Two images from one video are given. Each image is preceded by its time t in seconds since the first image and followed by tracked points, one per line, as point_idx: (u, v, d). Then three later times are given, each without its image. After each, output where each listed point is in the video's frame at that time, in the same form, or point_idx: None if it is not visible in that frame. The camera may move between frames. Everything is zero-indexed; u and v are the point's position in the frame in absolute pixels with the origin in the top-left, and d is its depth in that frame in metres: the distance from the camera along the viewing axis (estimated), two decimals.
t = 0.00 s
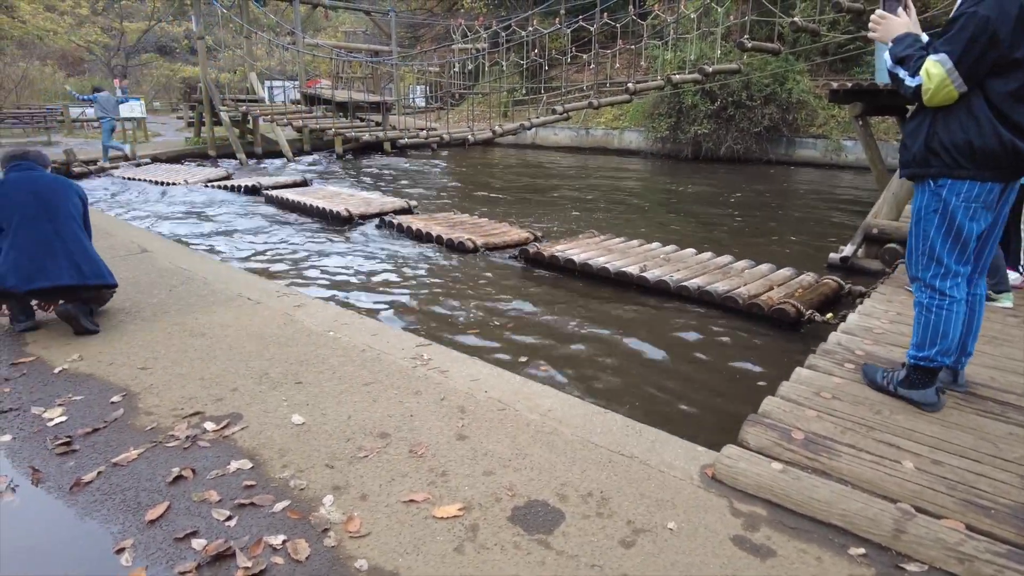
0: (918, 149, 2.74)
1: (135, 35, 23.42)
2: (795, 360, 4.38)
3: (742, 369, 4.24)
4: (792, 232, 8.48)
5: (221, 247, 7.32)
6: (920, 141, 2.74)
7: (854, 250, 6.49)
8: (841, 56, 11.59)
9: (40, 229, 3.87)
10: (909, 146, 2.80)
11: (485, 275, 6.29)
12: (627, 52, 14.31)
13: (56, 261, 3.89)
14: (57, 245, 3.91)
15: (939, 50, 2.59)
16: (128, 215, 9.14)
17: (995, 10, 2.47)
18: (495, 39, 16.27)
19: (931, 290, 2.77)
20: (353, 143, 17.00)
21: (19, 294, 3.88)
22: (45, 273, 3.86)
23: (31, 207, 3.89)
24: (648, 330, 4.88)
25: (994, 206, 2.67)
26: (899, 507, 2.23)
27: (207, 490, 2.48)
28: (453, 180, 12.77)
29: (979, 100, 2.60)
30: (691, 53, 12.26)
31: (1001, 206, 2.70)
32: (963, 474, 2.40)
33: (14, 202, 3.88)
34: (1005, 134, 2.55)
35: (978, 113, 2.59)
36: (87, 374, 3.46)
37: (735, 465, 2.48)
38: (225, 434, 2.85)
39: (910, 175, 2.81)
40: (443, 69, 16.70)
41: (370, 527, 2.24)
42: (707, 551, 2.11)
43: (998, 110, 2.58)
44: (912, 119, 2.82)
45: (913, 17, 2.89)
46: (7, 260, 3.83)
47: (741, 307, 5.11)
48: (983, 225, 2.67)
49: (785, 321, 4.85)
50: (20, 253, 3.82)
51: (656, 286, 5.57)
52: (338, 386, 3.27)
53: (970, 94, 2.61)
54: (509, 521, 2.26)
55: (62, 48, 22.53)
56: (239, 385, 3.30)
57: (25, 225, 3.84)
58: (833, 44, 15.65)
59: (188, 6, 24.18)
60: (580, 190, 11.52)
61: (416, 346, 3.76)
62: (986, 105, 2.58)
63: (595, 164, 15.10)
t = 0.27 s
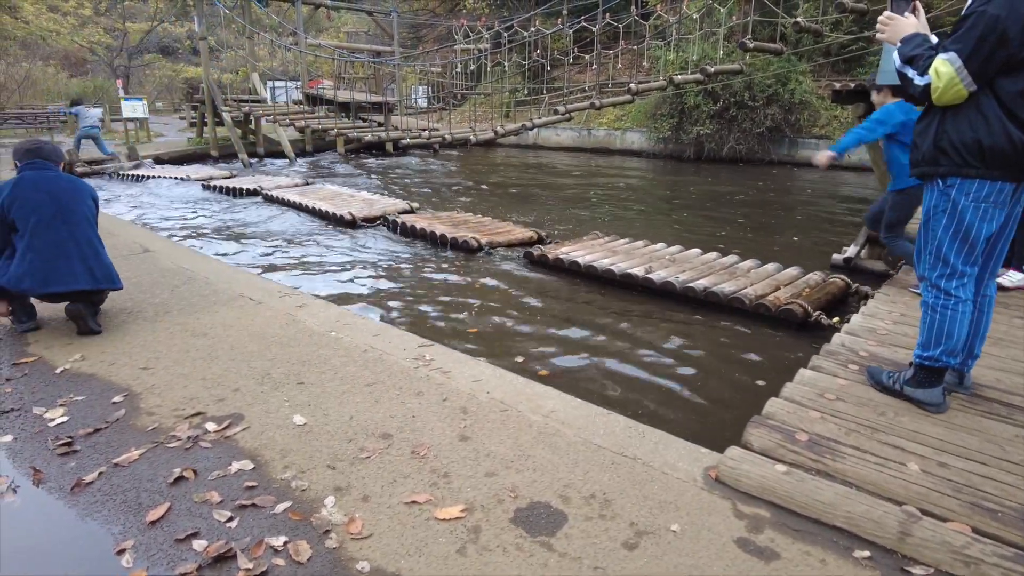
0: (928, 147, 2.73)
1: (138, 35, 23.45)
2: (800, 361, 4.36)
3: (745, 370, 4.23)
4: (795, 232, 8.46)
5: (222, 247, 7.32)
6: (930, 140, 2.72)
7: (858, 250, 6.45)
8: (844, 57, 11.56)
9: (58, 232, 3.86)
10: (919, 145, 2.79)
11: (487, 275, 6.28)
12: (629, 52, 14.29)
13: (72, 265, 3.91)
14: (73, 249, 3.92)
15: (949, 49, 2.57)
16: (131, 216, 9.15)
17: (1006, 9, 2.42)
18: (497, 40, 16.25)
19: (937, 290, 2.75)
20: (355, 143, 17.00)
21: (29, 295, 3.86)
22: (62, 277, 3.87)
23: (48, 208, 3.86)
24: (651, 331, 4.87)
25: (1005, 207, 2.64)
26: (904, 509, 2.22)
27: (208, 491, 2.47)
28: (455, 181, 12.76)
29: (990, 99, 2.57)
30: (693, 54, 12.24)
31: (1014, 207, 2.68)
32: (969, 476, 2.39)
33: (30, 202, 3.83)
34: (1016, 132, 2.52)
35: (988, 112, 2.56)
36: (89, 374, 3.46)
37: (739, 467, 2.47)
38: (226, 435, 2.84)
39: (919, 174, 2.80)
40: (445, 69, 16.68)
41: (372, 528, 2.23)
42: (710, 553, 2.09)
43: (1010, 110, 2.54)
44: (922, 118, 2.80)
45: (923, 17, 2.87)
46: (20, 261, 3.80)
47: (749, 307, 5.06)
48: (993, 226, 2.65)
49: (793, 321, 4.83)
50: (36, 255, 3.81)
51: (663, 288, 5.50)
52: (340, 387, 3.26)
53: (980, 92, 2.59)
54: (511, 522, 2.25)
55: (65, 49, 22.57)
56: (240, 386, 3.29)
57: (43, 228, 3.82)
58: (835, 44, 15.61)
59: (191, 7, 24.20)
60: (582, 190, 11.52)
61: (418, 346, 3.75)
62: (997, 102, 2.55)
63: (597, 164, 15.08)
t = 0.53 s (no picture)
0: (927, 146, 2.72)
1: (141, 35, 23.50)
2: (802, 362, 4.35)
3: (747, 370, 4.23)
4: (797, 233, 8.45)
5: (225, 246, 7.33)
6: (929, 139, 2.72)
7: (859, 251, 6.46)
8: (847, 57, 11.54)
9: (66, 232, 3.87)
10: (919, 144, 2.79)
11: (489, 274, 6.28)
12: (632, 52, 14.29)
13: (81, 264, 3.92)
14: (82, 248, 3.93)
15: (948, 49, 2.57)
16: (134, 214, 9.17)
17: (1005, 9, 2.43)
18: (500, 39, 16.25)
19: (939, 291, 2.74)
20: (357, 142, 17.00)
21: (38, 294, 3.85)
22: (71, 276, 3.88)
23: (56, 208, 3.87)
24: (652, 331, 4.87)
25: (1003, 207, 2.64)
26: (906, 510, 2.22)
27: (210, 490, 2.47)
28: (457, 180, 12.76)
29: (988, 99, 2.57)
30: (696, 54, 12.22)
31: (1011, 206, 2.68)
32: (970, 477, 2.39)
33: (38, 202, 3.84)
34: (1014, 133, 2.52)
35: (986, 112, 2.56)
36: (92, 372, 3.47)
37: (740, 467, 2.47)
38: (228, 434, 2.85)
39: (919, 173, 2.79)
40: (448, 69, 16.67)
41: (374, 527, 2.24)
42: (712, 553, 2.10)
43: (1009, 111, 2.54)
44: (923, 117, 2.80)
45: (929, 18, 2.87)
46: (29, 260, 3.80)
47: (755, 308, 5.04)
48: (992, 225, 2.65)
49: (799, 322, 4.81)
50: (45, 254, 3.81)
51: (666, 289, 5.54)
52: (342, 386, 3.27)
53: (978, 93, 2.59)
54: (513, 522, 2.25)
55: (69, 48, 22.62)
56: (243, 384, 3.30)
57: (51, 227, 3.83)
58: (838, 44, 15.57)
59: (193, 6, 24.24)
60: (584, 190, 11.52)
61: (420, 346, 3.76)
62: (996, 103, 2.55)
63: (599, 164, 15.07)
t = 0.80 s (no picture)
0: (925, 146, 2.73)
1: (143, 34, 23.54)
2: (805, 363, 4.35)
3: (748, 371, 4.22)
4: (798, 234, 8.45)
5: (226, 245, 7.34)
6: (927, 138, 2.73)
7: (861, 252, 6.46)
8: (850, 58, 11.51)
9: (69, 230, 3.87)
10: (918, 143, 2.79)
11: (490, 275, 6.28)
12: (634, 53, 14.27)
13: (84, 263, 3.92)
14: (84, 247, 3.94)
15: (944, 48, 2.58)
16: (137, 213, 9.18)
17: (1000, 11, 2.44)
18: (502, 40, 16.26)
19: (940, 291, 2.74)
20: (359, 142, 17.01)
21: (41, 293, 3.85)
22: (74, 274, 3.88)
23: (58, 207, 3.88)
24: (653, 332, 4.87)
25: (1001, 208, 2.63)
26: (907, 512, 2.22)
27: (211, 489, 2.47)
28: (459, 180, 12.77)
29: (984, 99, 2.57)
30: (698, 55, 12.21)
31: (1010, 206, 2.67)
32: (972, 479, 2.38)
33: (40, 201, 3.85)
34: (1010, 133, 2.51)
35: (983, 112, 2.56)
36: (93, 371, 3.47)
37: (741, 468, 2.47)
38: (229, 433, 2.85)
39: (918, 173, 2.79)
40: (449, 69, 16.66)
41: (375, 527, 2.24)
42: (713, 554, 2.10)
43: (1006, 112, 2.53)
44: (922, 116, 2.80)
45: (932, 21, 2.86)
46: (32, 259, 3.80)
47: (759, 314, 5.06)
48: (991, 225, 2.64)
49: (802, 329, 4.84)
50: (48, 253, 3.81)
51: (672, 291, 5.53)
52: (343, 386, 3.27)
53: (975, 93, 2.59)
54: (514, 522, 2.25)
55: (72, 47, 22.68)
56: (244, 384, 3.30)
57: (55, 225, 3.84)
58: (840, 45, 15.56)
59: (196, 6, 24.28)
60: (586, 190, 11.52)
61: (421, 345, 3.76)
62: (992, 103, 2.55)
63: (600, 165, 15.07)
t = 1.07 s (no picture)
0: (919, 146, 2.73)
1: (145, 33, 23.58)
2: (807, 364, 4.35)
3: (750, 372, 4.22)
4: (800, 234, 8.44)
5: (228, 245, 7.35)
6: (920, 139, 2.73)
7: (864, 253, 6.44)
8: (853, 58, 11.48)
9: (75, 226, 3.89)
10: (912, 144, 2.79)
11: (492, 274, 6.29)
12: (636, 53, 14.26)
13: (88, 259, 3.93)
14: (89, 243, 3.94)
15: (934, 52, 2.58)
16: (140, 212, 9.19)
17: (984, 14, 2.43)
18: (504, 40, 16.25)
19: (939, 291, 2.73)
20: (361, 142, 17.02)
21: (45, 290, 3.85)
22: (79, 270, 3.88)
23: (63, 204, 3.88)
24: (655, 332, 4.86)
25: (994, 209, 2.62)
26: (909, 513, 2.21)
27: (213, 488, 2.47)
28: (461, 180, 12.77)
29: (974, 101, 2.56)
30: (701, 55, 12.19)
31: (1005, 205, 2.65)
32: (974, 480, 2.38)
33: (46, 198, 3.86)
34: (999, 134, 2.50)
35: (973, 114, 2.55)
36: (95, 370, 3.47)
37: (743, 469, 2.47)
38: (231, 432, 2.85)
39: (912, 174, 2.80)
40: (451, 69, 16.66)
41: (376, 527, 2.23)
42: (715, 555, 2.09)
43: (995, 113, 2.52)
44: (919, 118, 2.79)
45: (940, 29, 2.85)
46: (37, 255, 3.82)
47: (765, 319, 5.05)
48: (985, 224, 2.62)
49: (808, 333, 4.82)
50: (53, 249, 3.82)
51: (677, 295, 5.51)
52: (346, 385, 3.27)
53: (965, 95, 2.59)
54: (515, 522, 2.25)
55: (74, 46, 22.70)
56: (246, 383, 3.30)
57: (60, 222, 3.85)
58: (843, 46, 15.52)
59: (198, 5, 24.30)
60: (587, 191, 11.53)
61: (423, 345, 3.76)
62: (983, 105, 2.54)
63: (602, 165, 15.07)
